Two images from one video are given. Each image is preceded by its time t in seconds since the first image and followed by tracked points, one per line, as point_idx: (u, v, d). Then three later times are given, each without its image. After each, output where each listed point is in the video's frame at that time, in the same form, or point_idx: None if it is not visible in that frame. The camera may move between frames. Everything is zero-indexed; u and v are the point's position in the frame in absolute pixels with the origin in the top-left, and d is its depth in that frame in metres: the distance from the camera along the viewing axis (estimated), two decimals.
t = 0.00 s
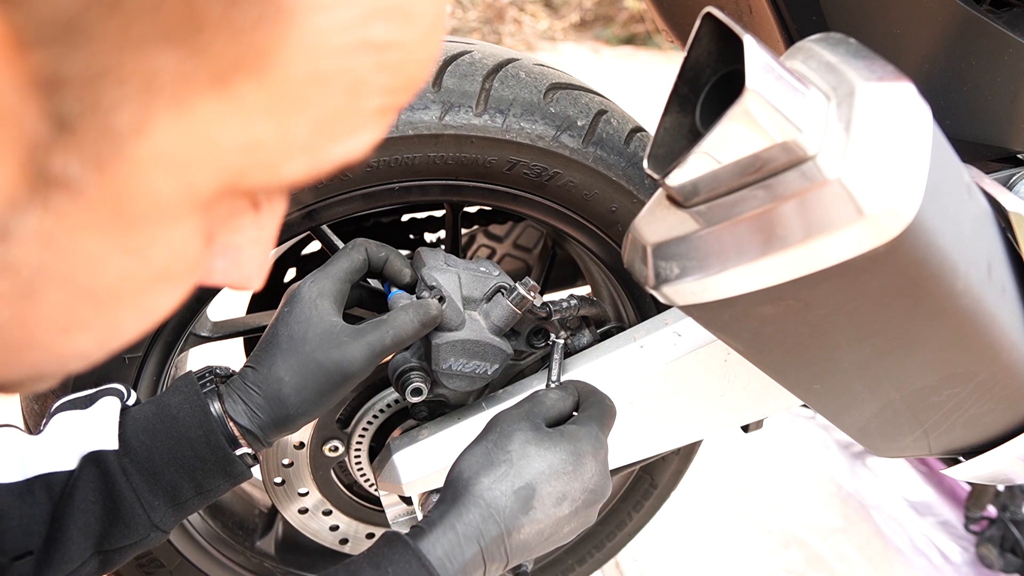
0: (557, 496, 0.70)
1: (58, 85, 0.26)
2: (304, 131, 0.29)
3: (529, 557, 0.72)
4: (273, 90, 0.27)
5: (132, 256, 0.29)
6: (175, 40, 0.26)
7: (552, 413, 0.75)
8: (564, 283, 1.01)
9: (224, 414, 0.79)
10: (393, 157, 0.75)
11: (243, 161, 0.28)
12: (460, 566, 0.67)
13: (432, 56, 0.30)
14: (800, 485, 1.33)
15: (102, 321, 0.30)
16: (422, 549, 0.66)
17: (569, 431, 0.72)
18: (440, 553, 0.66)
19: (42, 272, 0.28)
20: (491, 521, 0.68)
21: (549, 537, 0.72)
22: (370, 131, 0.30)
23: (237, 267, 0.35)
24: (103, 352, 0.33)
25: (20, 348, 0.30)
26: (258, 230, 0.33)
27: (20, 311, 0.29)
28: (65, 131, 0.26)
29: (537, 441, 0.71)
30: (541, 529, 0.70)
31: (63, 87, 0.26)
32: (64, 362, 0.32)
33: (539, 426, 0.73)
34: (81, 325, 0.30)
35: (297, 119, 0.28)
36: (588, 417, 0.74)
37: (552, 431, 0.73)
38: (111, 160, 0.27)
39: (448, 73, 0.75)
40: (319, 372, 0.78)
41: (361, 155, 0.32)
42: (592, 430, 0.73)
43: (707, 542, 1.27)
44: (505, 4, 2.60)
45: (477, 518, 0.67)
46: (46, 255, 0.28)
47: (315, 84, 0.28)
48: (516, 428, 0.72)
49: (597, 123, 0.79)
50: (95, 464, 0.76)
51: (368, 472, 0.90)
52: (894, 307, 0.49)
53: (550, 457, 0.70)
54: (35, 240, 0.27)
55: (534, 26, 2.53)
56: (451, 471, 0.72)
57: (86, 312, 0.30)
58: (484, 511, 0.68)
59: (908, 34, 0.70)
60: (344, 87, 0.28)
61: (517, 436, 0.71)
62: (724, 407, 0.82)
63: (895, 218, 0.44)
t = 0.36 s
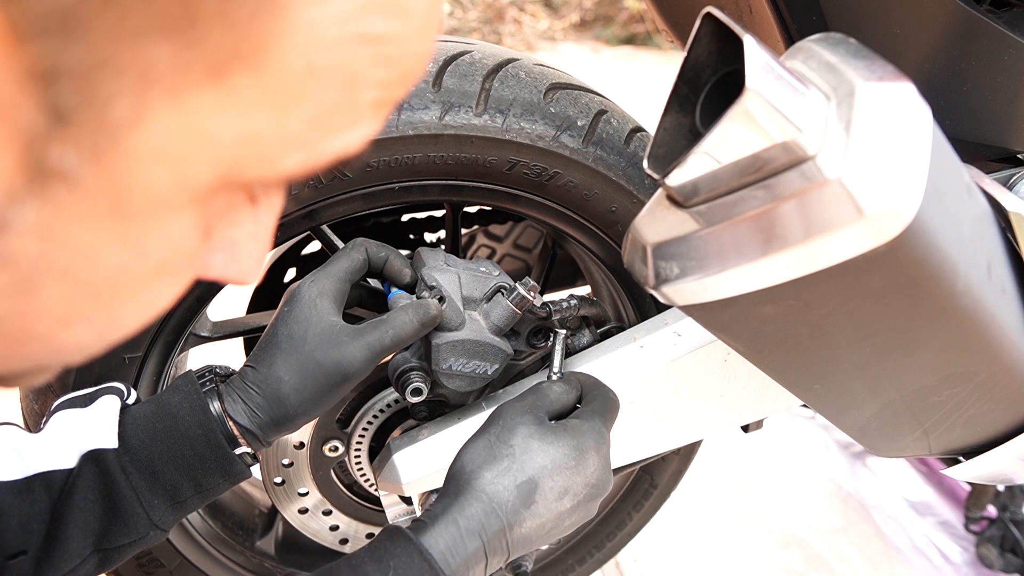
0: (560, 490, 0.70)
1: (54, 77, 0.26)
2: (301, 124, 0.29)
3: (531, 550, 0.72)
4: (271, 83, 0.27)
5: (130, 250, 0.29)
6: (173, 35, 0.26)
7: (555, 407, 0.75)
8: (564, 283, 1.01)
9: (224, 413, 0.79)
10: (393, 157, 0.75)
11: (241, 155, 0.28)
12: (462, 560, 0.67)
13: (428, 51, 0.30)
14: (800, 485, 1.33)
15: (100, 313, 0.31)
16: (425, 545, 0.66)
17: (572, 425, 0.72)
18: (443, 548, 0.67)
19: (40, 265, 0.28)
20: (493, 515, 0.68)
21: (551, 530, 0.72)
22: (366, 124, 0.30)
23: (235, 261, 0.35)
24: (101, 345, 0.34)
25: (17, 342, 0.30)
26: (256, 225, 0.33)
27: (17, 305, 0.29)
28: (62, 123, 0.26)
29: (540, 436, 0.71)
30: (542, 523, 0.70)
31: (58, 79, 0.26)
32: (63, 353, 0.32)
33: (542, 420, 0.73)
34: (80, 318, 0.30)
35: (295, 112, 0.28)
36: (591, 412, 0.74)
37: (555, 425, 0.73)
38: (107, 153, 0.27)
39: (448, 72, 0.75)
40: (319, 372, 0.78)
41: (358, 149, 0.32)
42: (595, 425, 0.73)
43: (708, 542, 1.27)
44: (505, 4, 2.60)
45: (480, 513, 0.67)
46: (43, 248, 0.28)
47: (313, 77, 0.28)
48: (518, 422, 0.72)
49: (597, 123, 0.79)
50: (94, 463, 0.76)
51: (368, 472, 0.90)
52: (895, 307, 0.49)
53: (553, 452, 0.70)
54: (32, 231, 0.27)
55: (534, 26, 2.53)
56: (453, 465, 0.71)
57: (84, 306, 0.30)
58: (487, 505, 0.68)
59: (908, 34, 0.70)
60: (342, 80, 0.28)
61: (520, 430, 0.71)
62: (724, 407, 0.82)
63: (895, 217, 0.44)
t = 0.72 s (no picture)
0: (560, 494, 0.70)
1: (53, 75, 0.26)
2: (301, 122, 0.28)
3: (532, 554, 0.72)
4: (270, 82, 0.27)
5: (129, 249, 0.29)
6: (172, 34, 0.26)
7: (555, 410, 0.75)
8: (564, 283, 1.01)
9: (224, 414, 0.79)
10: (393, 157, 0.75)
11: (240, 153, 0.28)
12: (463, 565, 0.67)
13: (425, 51, 0.30)
14: (800, 485, 1.33)
15: (99, 313, 0.31)
16: (426, 549, 0.66)
17: (573, 429, 0.72)
18: (443, 552, 0.67)
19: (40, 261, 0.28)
20: (494, 519, 0.68)
21: (552, 534, 0.72)
22: (365, 124, 0.30)
23: (235, 262, 0.35)
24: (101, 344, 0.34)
25: (16, 340, 0.30)
26: (255, 226, 0.33)
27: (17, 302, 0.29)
28: (61, 121, 0.26)
29: (540, 439, 0.71)
30: (543, 527, 0.70)
31: (58, 78, 0.26)
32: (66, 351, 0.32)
33: (542, 423, 0.73)
34: (79, 319, 0.30)
35: (294, 111, 0.28)
36: (590, 414, 0.74)
37: (555, 429, 0.73)
38: (106, 151, 0.27)
39: (448, 72, 0.75)
40: (319, 372, 0.78)
41: (358, 149, 0.32)
42: (596, 428, 0.73)
43: (708, 542, 1.27)
44: (505, 4, 2.60)
45: (480, 517, 0.67)
46: (43, 247, 0.28)
47: (312, 76, 0.28)
48: (519, 426, 0.72)
49: (597, 123, 0.79)
50: (95, 464, 0.76)
51: (368, 472, 0.90)
52: (895, 307, 0.49)
53: (554, 456, 0.70)
54: (31, 230, 0.27)
55: (534, 26, 2.53)
56: (453, 468, 0.71)
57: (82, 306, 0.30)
58: (487, 510, 0.68)
59: (908, 34, 0.70)
60: (341, 79, 0.28)
61: (521, 434, 0.71)
62: (724, 407, 0.82)
63: (895, 217, 0.44)
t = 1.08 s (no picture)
0: (567, 508, 0.70)
1: (51, 79, 0.26)
2: (304, 127, 0.28)
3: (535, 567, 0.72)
4: (271, 88, 0.27)
5: (129, 256, 0.29)
6: (170, 37, 0.26)
7: (557, 418, 0.75)
8: (564, 283, 1.01)
9: (224, 414, 0.79)
10: (393, 157, 0.75)
11: (241, 160, 0.28)
12: None
13: (431, 53, 0.30)
14: (800, 485, 1.33)
15: (99, 318, 0.30)
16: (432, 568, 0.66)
17: (579, 442, 0.72)
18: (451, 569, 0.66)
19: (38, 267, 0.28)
20: (501, 535, 0.68)
21: (557, 546, 0.72)
22: (367, 129, 0.30)
23: (237, 264, 0.35)
24: (103, 347, 0.33)
25: (15, 344, 0.30)
26: (257, 231, 0.33)
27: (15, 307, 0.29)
28: (59, 125, 0.26)
29: (548, 453, 0.71)
30: (549, 540, 0.70)
31: (56, 82, 0.26)
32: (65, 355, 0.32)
33: (547, 434, 0.73)
34: (79, 323, 0.30)
35: (297, 117, 0.28)
36: (594, 426, 0.74)
37: (561, 441, 0.73)
38: (105, 156, 0.27)
39: (448, 72, 0.75)
40: (319, 372, 0.78)
41: (360, 155, 0.32)
42: (602, 438, 0.73)
43: (707, 542, 1.27)
44: (506, 4, 2.60)
45: (488, 534, 0.67)
46: (42, 251, 0.28)
47: (314, 81, 0.28)
48: (526, 438, 0.71)
49: (597, 123, 0.79)
50: (96, 464, 0.76)
51: (368, 472, 0.90)
52: (895, 307, 0.49)
53: (562, 471, 0.70)
54: (29, 234, 0.27)
55: (534, 26, 2.53)
56: (458, 481, 0.71)
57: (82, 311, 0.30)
58: (496, 525, 0.68)
59: (908, 34, 0.70)
60: (343, 85, 0.28)
61: (528, 447, 0.71)
62: (724, 407, 0.82)
63: (895, 217, 0.44)
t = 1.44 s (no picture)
0: (569, 480, 0.70)
1: (41, 79, 0.26)
2: (306, 128, 0.28)
3: (547, 548, 0.71)
4: (269, 86, 0.27)
5: (129, 256, 0.29)
6: (163, 36, 0.26)
7: (552, 398, 0.75)
8: (564, 283, 1.01)
9: (225, 415, 0.79)
10: (393, 157, 0.75)
11: (241, 159, 0.28)
12: (474, 557, 0.66)
13: (435, 53, 0.31)
14: (800, 485, 1.33)
15: (103, 321, 0.31)
16: (434, 544, 0.65)
17: (576, 414, 0.72)
18: (453, 546, 0.66)
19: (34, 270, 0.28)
20: (502, 508, 0.68)
21: (566, 524, 0.71)
22: (369, 131, 0.30)
23: (242, 263, 0.35)
24: (111, 351, 0.34)
25: (18, 349, 0.30)
26: (263, 230, 0.33)
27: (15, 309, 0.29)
28: (51, 126, 0.26)
29: (543, 425, 0.72)
30: (555, 515, 0.69)
31: (46, 82, 0.26)
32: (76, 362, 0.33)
33: (543, 410, 0.73)
34: (80, 325, 0.30)
35: (297, 117, 0.28)
36: (591, 398, 0.75)
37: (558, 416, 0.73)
38: (101, 158, 0.27)
39: (448, 72, 0.75)
40: (319, 373, 0.78)
41: (362, 155, 0.32)
42: (600, 410, 0.73)
43: (708, 543, 1.27)
44: (506, 4, 2.60)
45: (489, 507, 0.67)
46: (40, 254, 0.28)
47: (313, 80, 0.28)
48: (521, 414, 0.72)
49: (597, 123, 0.79)
50: (96, 465, 0.76)
51: (368, 473, 0.90)
52: (896, 307, 0.49)
53: (559, 441, 0.70)
54: (26, 236, 0.27)
55: (534, 26, 2.53)
56: (458, 462, 0.71)
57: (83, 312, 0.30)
58: (495, 499, 0.68)
59: (907, 34, 0.70)
60: (343, 83, 0.28)
61: (523, 421, 0.72)
62: (724, 407, 0.82)
63: (895, 217, 0.44)
